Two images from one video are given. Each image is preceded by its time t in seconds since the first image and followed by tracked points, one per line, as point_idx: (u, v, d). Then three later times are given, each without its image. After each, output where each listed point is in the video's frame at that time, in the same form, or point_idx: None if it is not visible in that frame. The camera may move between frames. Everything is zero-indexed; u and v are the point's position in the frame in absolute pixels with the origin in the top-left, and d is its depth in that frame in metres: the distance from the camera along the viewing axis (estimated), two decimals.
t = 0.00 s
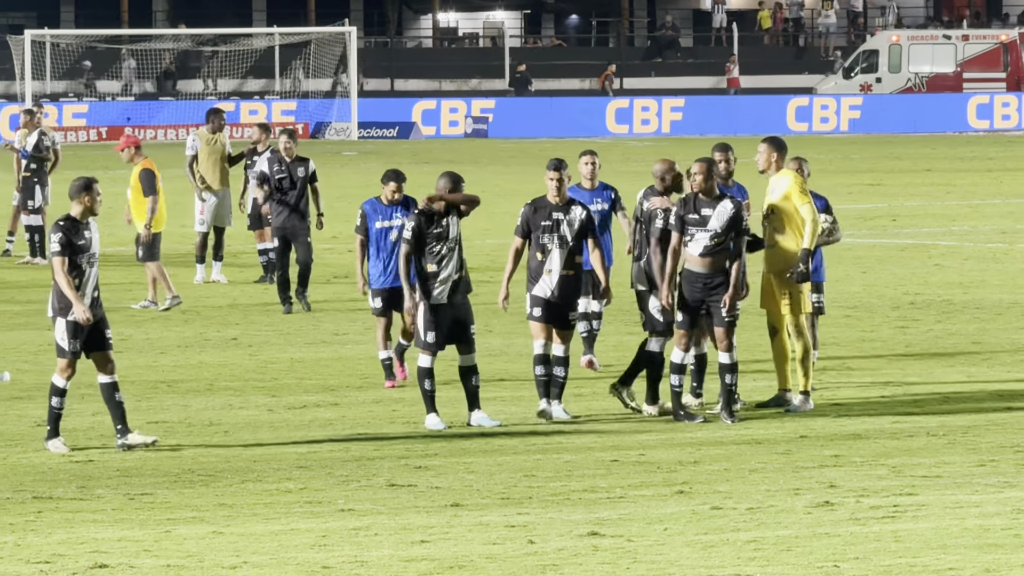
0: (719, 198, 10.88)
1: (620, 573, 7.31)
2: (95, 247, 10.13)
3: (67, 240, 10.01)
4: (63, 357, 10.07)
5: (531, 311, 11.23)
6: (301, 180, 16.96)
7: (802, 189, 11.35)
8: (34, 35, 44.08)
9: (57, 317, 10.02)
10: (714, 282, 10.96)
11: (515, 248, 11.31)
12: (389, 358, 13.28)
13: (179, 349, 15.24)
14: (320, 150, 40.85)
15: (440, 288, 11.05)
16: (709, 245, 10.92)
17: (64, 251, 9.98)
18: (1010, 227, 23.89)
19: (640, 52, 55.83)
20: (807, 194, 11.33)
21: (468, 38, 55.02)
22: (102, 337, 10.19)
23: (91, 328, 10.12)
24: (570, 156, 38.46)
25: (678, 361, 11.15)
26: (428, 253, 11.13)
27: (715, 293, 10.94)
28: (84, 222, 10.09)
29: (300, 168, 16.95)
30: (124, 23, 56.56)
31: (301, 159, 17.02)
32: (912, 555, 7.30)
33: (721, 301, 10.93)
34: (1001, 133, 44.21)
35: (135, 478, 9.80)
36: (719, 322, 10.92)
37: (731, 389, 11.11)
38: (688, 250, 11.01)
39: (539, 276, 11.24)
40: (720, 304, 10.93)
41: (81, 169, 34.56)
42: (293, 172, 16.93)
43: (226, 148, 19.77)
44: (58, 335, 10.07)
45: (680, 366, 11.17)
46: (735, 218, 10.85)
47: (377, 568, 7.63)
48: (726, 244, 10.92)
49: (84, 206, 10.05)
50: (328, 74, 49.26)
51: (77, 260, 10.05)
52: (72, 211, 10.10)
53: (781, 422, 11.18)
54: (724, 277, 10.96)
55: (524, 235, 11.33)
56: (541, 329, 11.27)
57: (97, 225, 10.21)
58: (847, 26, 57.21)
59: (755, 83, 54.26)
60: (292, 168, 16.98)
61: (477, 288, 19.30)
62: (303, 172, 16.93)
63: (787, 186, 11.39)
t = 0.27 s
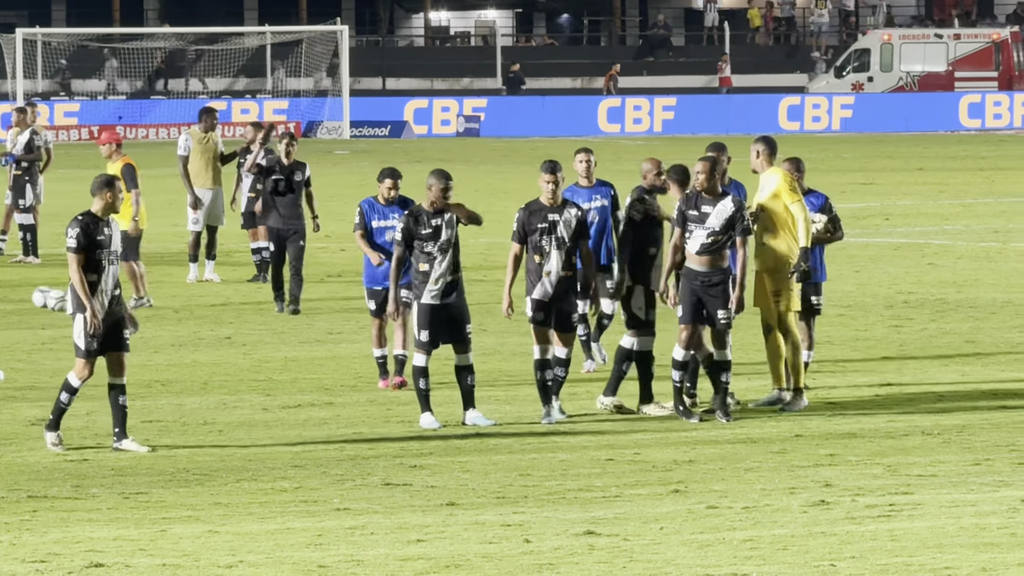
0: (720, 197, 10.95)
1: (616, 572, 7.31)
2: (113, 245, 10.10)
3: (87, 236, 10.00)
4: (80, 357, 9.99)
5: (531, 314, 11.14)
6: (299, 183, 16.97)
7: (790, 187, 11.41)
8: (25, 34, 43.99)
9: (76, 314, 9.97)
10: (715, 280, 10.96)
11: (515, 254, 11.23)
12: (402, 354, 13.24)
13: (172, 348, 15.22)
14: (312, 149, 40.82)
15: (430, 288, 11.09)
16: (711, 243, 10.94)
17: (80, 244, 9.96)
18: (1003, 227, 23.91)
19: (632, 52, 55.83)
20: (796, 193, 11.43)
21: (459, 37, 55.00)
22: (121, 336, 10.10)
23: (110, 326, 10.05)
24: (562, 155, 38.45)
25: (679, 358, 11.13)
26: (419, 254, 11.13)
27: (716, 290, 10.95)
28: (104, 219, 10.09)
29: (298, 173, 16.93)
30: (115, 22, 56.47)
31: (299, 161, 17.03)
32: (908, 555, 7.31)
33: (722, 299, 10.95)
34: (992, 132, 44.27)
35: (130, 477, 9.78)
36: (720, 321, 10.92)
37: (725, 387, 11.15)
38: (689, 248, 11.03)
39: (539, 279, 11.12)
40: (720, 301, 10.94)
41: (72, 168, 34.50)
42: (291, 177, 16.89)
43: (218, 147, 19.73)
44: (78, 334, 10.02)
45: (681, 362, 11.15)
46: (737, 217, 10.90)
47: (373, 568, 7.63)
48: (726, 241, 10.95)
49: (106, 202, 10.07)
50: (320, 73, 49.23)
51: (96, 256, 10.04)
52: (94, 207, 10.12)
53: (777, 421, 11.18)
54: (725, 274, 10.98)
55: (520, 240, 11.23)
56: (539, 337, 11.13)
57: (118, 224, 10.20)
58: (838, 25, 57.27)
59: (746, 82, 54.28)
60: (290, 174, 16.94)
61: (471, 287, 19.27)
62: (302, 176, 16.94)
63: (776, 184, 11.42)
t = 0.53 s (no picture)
0: (713, 197, 10.98)
1: (612, 572, 7.32)
2: (126, 243, 10.14)
3: (96, 235, 10.00)
4: (102, 352, 9.97)
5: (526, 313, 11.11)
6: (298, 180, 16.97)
7: (779, 187, 11.32)
8: (15, 34, 43.90)
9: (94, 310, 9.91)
10: (708, 279, 10.96)
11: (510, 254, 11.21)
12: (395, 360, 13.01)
13: (165, 348, 15.21)
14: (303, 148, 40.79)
15: (419, 286, 11.09)
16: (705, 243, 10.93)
17: (88, 244, 9.94)
18: (994, 227, 23.94)
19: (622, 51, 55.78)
20: (783, 192, 11.33)
21: (450, 36, 54.93)
22: (129, 335, 10.17)
23: (118, 323, 10.09)
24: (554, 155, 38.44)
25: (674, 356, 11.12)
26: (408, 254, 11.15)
27: (708, 289, 10.96)
28: (115, 218, 10.10)
29: (298, 168, 16.95)
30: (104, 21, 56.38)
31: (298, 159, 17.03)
32: (904, 554, 7.33)
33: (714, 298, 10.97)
34: (984, 132, 44.32)
35: (125, 477, 9.78)
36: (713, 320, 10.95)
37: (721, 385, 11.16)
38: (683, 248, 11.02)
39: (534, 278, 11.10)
40: (713, 300, 10.96)
41: (63, 168, 34.46)
42: (290, 171, 16.91)
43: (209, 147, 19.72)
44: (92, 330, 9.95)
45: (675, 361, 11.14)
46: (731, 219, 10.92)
47: (369, 568, 7.63)
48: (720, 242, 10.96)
49: (117, 202, 10.09)
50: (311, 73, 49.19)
51: (108, 254, 10.04)
52: (104, 207, 10.11)
53: (771, 421, 11.19)
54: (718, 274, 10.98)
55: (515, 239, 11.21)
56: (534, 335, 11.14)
57: (129, 223, 10.22)
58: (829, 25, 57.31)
59: (737, 82, 54.29)
60: (289, 167, 16.96)
61: (464, 287, 19.26)
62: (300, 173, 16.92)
63: (763, 184, 11.36)
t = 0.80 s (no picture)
0: (698, 198, 10.94)
1: (612, 573, 7.34)
2: (129, 244, 10.12)
3: (103, 237, 10.02)
4: (105, 358, 10.03)
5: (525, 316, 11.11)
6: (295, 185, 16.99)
7: (773, 190, 11.32)
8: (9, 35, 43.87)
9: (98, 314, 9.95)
10: (696, 283, 10.99)
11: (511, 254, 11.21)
12: (389, 360, 12.86)
13: (162, 349, 15.23)
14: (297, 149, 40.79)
15: (414, 288, 11.10)
16: (693, 248, 10.94)
17: (94, 247, 9.95)
18: (988, 227, 24.02)
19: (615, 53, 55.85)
20: (776, 196, 11.33)
21: (443, 37, 54.94)
22: (136, 336, 10.17)
23: (126, 326, 10.09)
24: (549, 156, 38.49)
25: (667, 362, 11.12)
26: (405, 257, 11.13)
27: (697, 294, 11.00)
28: (119, 219, 10.10)
29: (294, 173, 16.93)
30: (98, 22, 56.38)
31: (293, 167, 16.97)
32: (903, 555, 7.35)
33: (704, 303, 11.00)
34: (977, 133, 44.42)
35: (122, 478, 9.78)
36: (701, 326, 10.99)
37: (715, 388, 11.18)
38: (671, 253, 11.02)
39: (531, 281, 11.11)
40: (702, 304, 11.00)
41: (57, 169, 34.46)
42: (288, 178, 16.90)
43: (203, 149, 19.67)
44: (96, 334, 10.00)
45: (668, 366, 11.12)
46: (717, 219, 10.91)
47: (368, 569, 7.64)
48: (709, 245, 10.95)
49: (120, 202, 10.08)
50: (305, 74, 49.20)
51: (114, 257, 10.06)
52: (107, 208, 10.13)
53: (767, 422, 11.22)
54: (709, 279, 11.00)
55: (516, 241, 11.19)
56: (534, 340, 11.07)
57: (133, 224, 10.21)
58: (821, 26, 57.40)
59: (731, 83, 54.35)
60: (287, 174, 16.95)
61: (461, 287, 19.30)
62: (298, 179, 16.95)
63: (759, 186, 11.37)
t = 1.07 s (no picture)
0: (682, 198, 11.07)
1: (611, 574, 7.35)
2: (131, 247, 10.13)
3: (109, 239, 10.03)
4: (104, 359, 10.02)
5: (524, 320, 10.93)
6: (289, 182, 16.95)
7: (770, 193, 11.30)
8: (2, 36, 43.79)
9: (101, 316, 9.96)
10: (682, 281, 11.08)
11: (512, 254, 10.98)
12: (393, 368, 12.76)
13: (158, 351, 15.22)
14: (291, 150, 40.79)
15: (411, 289, 11.09)
16: (679, 247, 11.06)
17: (100, 248, 9.95)
18: (982, 228, 24.08)
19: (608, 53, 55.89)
20: (774, 197, 11.31)
21: (436, 38, 54.95)
22: (136, 339, 10.21)
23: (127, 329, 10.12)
24: (543, 157, 38.52)
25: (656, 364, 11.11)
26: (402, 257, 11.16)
27: (684, 292, 11.08)
28: (121, 221, 10.10)
29: (291, 170, 16.93)
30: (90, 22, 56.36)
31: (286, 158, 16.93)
32: (902, 556, 7.37)
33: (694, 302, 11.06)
34: (970, 134, 44.50)
35: (119, 479, 9.78)
36: (691, 325, 11.01)
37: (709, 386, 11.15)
38: (655, 253, 11.14)
39: (531, 286, 10.91)
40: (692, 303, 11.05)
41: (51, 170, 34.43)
42: (283, 174, 16.92)
43: (198, 149, 19.66)
44: (96, 337, 10.01)
45: (658, 369, 11.12)
46: (701, 217, 11.05)
47: (367, 571, 7.64)
48: (694, 243, 11.09)
49: (122, 203, 10.06)
50: (298, 75, 49.20)
51: (119, 260, 10.08)
52: (109, 209, 10.13)
53: (764, 422, 11.22)
54: (696, 278, 11.09)
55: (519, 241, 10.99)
56: (536, 342, 10.95)
57: (133, 225, 10.22)
58: (814, 27, 57.46)
59: (723, 83, 54.41)
60: (283, 171, 16.96)
61: (456, 287, 19.32)
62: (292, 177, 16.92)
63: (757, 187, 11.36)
